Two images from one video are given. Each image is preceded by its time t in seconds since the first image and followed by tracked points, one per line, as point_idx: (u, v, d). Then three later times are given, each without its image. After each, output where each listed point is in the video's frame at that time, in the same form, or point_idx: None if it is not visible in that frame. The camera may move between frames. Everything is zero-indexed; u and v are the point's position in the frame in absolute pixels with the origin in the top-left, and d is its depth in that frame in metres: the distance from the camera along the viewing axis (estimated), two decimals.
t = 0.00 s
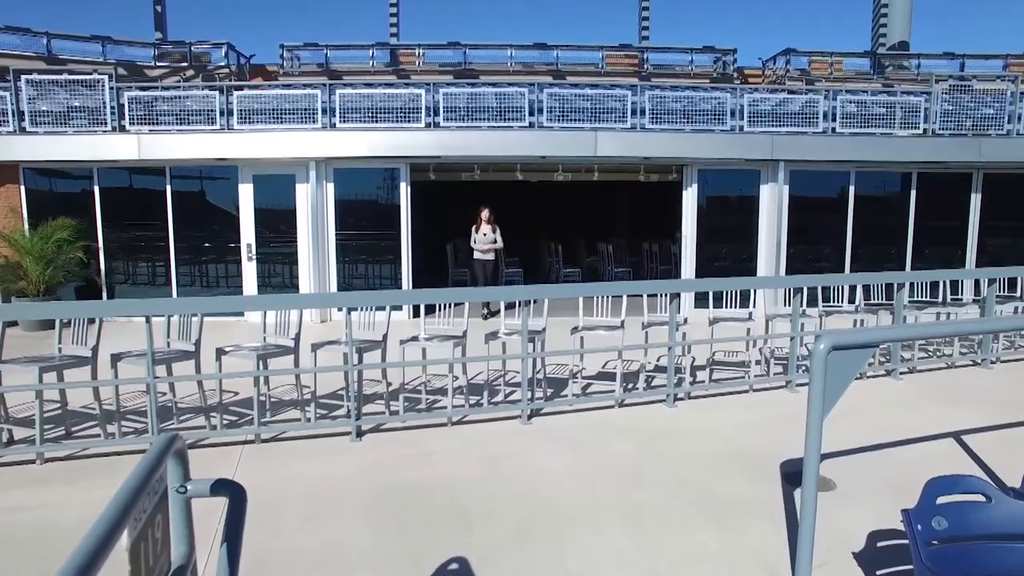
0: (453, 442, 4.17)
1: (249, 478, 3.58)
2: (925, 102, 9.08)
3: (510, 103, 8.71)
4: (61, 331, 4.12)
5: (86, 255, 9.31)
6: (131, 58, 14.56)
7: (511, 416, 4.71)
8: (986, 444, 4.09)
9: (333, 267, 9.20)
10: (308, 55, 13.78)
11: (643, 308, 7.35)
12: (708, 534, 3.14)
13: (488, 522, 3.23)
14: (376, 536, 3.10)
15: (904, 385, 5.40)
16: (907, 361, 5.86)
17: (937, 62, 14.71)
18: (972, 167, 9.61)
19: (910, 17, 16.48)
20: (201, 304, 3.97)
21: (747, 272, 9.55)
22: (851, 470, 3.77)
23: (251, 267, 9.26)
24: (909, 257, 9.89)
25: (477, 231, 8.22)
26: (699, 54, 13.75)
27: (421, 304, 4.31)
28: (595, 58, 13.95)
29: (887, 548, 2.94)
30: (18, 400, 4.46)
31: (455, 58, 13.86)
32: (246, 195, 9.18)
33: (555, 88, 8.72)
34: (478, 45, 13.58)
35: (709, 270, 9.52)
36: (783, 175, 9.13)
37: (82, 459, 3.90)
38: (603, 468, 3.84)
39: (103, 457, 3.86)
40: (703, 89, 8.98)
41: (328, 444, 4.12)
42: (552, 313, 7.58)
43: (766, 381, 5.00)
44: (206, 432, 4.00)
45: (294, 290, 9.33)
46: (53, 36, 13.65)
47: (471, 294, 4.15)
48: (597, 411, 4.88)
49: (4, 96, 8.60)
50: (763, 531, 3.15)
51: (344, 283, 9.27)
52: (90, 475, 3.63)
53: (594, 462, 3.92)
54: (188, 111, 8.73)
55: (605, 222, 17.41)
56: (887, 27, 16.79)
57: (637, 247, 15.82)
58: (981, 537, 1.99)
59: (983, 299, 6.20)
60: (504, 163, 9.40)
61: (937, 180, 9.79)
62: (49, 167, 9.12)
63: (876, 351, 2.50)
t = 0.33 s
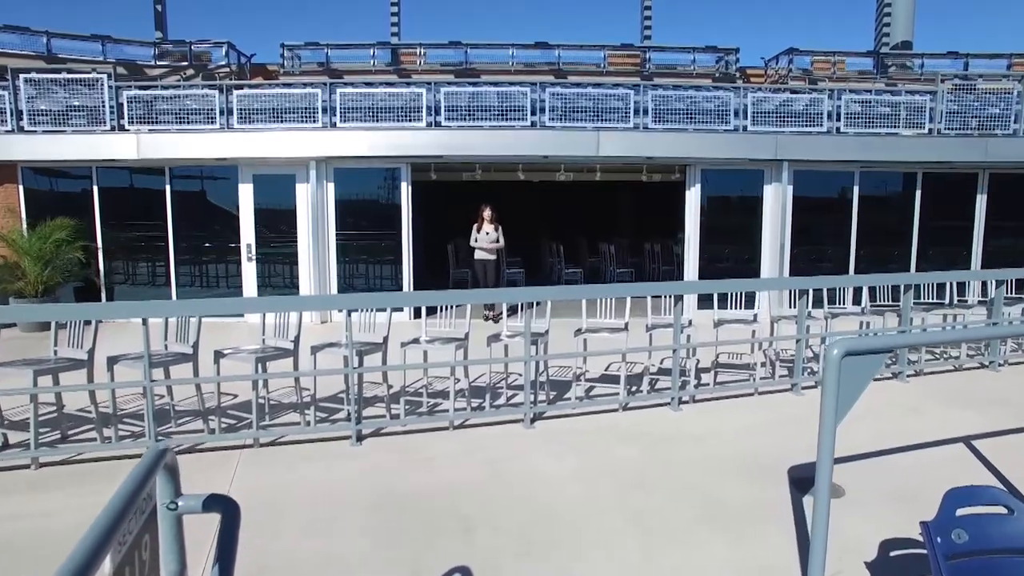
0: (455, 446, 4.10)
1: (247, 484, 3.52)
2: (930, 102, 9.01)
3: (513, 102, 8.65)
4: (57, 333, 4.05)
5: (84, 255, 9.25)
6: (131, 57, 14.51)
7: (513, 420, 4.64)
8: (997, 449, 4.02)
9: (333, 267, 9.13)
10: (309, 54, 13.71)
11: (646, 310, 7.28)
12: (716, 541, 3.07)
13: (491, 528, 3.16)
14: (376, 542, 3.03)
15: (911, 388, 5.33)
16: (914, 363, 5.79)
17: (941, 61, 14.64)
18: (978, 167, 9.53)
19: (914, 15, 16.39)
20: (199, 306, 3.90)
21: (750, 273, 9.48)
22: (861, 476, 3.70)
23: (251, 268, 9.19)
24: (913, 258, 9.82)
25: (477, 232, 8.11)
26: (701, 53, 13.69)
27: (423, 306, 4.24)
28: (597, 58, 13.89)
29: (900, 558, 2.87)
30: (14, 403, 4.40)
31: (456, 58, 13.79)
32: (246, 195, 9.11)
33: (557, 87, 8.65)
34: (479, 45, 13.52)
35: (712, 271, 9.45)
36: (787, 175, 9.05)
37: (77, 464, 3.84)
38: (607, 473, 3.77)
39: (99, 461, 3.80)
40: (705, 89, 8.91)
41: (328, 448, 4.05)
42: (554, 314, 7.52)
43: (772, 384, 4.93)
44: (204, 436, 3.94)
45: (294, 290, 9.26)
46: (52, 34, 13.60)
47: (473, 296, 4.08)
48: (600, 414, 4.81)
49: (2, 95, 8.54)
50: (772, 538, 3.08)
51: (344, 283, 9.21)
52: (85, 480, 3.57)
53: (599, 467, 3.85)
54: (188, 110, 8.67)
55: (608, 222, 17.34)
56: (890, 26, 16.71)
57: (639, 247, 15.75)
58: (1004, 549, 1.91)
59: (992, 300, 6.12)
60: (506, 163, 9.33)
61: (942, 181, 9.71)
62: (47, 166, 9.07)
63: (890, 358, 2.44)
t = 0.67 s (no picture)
0: (456, 454, 4.00)
1: (240, 496, 3.41)
2: (937, 101, 8.90)
3: (515, 101, 8.54)
4: (47, 337, 3.94)
5: (81, 256, 9.14)
6: (130, 56, 14.43)
7: (515, 426, 4.53)
8: (1015, 458, 3.90)
9: (333, 269, 9.02)
10: (309, 53, 13.61)
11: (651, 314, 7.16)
12: (728, 557, 2.95)
13: (493, 541, 3.05)
14: (374, 558, 2.91)
15: (922, 393, 5.21)
16: (925, 367, 5.67)
17: (946, 60, 14.52)
18: (985, 167, 9.41)
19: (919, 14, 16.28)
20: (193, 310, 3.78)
21: (755, 275, 9.36)
22: (875, 487, 3.58)
23: (249, 269, 9.08)
24: (920, 259, 9.69)
25: (478, 237, 8.01)
26: (704, 52, 13.59)
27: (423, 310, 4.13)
28: (598, 57, 13.79)
29: None
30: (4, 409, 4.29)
31: (457, 57, 13.69)
32: (245, 195, 9.00)
33: (560, 86, 8.55)
34: (481, 44, 13.42)
35: (716, 273, 9.33)
36: (793, 176, 8.93)
37: (67, 472, 3.73)
38: (613, 483, 3.65)
39: (89, 470, 3.69)
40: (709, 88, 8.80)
41: (325, 456, 3.95)
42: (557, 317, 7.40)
43: (780, 390, 4.83)
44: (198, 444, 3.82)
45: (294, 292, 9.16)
46: (51, 33, 13.52)
47: (474, 299, 3.97)
48: (606, 420, 4.70)
49: None
50: (786, 553, 2.96)
51: (345, 285, 9.10)
52: (75, 489, 3.45)
53: (604, 477, 3.73)
54: (186, 110, 8.56)
55: (610, 223, 17.27)
56: (895, 25, 16.59)
57: (642, 247, 15.62)
58: None
59: (1004, 302, 6.00)
60: (508, 163, 9.22)
61: (950, 181, 9.59)
62: (43, 166, 8.95)
63: (913, 367, 2.32)
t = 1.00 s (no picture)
0: (456, 470, 3.80)
1: (227, 518, 3.21)
2: (949, 100, 8.70)
3: (516, 101, 8.34)
4: (26, 347, 3.74)
5: (72, 258, 8.91)
6: (126, 55, 14.23)
7: (518, 440, 4.33)
8: None
9: (331, 271, 8.81)
10: (307, 52, 13.42)
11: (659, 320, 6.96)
12: None
13: (495, 569, 2.85)
14: None
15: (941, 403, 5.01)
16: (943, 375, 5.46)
17: (953, 59, 14.31)
18: (998, 167, 9.20)
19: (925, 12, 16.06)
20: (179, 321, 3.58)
21: (763, 277, 9.15)
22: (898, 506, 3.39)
23: (245, 272, 8.90)
24: (931, 260, 9.48)
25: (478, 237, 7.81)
26: (708, 51, 13.40)
27: (421, 318, 3.93)
28: (600, 56, 13.62)
29: None
30: None
31: (458, 55, 13.50)
32: (240, 197, 8.80)
33: (562, 85, 8.35)
34: (482, 42, 13.22)
35: (722, 275, 9.12)
36: (801, 177, 8.73)
37: (46, 490, 3.54)
38: (621, 502, 3.46)
39: (69, 489, 3.50)
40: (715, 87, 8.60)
41: (318, 473, 3.75)
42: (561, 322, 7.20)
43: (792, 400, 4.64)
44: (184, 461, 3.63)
45: (291, 295, 8.95)
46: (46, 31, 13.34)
47: (473, 308, 3.77)
48: (612, 433, 4.49)
49: None
50: None
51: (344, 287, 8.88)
52: (52, 510, 3.26)
53: (612, 495, 3.53)
54: (180, 109, 8.36)
55: (612, 224, 17.13)
56: (900, 23, 16.38)
57: (645, 248, 15.41)
58: None
59: None
60: (510, 163, 9.02)
61: (961, 181, 9.37)
62: (34, 166, 8.75)
63: (954, 391, 2.13)
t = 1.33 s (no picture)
0: (454, 498, 3.49)
1: (203, 555, 2.91)
2: (966, 98, 8.40)
3: (518, 99, 8.05)
4: None
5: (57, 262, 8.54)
6: (119, 53, 13.95)
7: (521, 460, 4.03)
8: None
9: (326, 274, 8.50)
10: (304, 50, 13.15)
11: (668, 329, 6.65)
12: None
13: None
14: None
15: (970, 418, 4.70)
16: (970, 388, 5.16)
17: (962, 57, 14.02)
18: (1016, 168, 8.88)
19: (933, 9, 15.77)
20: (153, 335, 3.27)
21: (774, 282, 8.82)
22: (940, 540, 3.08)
23: (236, 276, 8.57)
24: (946, 263, 9.16)
25: (475, 245, 7.44)
26: (712, 49, 13.14)
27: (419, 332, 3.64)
28: (602, 54, 13.36)
29: None
30: None
31: (457, 53, 13.23)
32: (232, 198, 8.52)
33: (566, 83, 8.07)
34: (482, 40, 12.94)
35: (731, 278, 8.80)
36: (813, 177, 8.43)
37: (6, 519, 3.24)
38: (636, 534, 3.15)
39: (30, 519, 3.19)
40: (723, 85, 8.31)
41: (304, 500, 3.45)
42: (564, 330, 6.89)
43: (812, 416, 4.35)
44: (160, 487, 3.33)
45: (285, 299, 8.63)
46: (36, 28, 13.04)
47: (473, 321, 3.48)
48: (622, 453, 4.19)
49: None
50: None
51: (339, 291, 8.57)
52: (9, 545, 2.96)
53: (626, 525, 3.23)
54: (170, 107, 8.06)
55: (614, 226, 16.85)
56: (908, 20, 16.07)
57: (649, 250, 15.10)
58: None
59: None
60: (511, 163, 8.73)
61: (978, 182, 9.06)
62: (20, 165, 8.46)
63: None
